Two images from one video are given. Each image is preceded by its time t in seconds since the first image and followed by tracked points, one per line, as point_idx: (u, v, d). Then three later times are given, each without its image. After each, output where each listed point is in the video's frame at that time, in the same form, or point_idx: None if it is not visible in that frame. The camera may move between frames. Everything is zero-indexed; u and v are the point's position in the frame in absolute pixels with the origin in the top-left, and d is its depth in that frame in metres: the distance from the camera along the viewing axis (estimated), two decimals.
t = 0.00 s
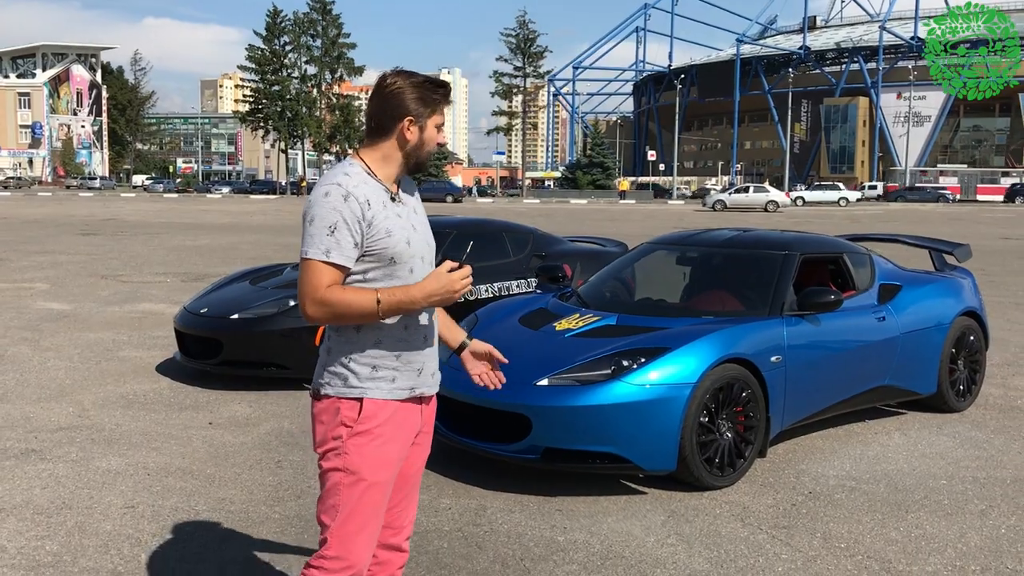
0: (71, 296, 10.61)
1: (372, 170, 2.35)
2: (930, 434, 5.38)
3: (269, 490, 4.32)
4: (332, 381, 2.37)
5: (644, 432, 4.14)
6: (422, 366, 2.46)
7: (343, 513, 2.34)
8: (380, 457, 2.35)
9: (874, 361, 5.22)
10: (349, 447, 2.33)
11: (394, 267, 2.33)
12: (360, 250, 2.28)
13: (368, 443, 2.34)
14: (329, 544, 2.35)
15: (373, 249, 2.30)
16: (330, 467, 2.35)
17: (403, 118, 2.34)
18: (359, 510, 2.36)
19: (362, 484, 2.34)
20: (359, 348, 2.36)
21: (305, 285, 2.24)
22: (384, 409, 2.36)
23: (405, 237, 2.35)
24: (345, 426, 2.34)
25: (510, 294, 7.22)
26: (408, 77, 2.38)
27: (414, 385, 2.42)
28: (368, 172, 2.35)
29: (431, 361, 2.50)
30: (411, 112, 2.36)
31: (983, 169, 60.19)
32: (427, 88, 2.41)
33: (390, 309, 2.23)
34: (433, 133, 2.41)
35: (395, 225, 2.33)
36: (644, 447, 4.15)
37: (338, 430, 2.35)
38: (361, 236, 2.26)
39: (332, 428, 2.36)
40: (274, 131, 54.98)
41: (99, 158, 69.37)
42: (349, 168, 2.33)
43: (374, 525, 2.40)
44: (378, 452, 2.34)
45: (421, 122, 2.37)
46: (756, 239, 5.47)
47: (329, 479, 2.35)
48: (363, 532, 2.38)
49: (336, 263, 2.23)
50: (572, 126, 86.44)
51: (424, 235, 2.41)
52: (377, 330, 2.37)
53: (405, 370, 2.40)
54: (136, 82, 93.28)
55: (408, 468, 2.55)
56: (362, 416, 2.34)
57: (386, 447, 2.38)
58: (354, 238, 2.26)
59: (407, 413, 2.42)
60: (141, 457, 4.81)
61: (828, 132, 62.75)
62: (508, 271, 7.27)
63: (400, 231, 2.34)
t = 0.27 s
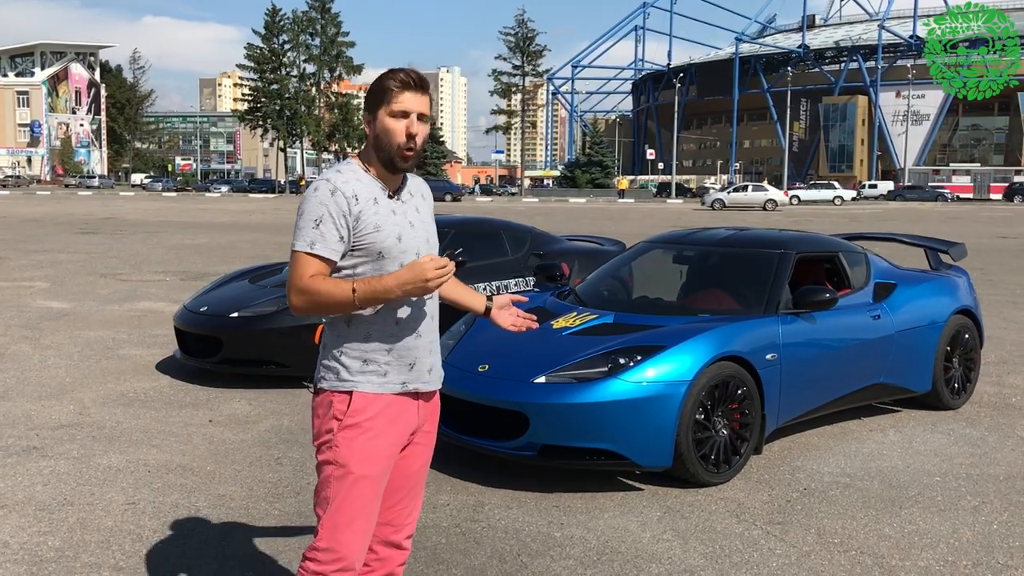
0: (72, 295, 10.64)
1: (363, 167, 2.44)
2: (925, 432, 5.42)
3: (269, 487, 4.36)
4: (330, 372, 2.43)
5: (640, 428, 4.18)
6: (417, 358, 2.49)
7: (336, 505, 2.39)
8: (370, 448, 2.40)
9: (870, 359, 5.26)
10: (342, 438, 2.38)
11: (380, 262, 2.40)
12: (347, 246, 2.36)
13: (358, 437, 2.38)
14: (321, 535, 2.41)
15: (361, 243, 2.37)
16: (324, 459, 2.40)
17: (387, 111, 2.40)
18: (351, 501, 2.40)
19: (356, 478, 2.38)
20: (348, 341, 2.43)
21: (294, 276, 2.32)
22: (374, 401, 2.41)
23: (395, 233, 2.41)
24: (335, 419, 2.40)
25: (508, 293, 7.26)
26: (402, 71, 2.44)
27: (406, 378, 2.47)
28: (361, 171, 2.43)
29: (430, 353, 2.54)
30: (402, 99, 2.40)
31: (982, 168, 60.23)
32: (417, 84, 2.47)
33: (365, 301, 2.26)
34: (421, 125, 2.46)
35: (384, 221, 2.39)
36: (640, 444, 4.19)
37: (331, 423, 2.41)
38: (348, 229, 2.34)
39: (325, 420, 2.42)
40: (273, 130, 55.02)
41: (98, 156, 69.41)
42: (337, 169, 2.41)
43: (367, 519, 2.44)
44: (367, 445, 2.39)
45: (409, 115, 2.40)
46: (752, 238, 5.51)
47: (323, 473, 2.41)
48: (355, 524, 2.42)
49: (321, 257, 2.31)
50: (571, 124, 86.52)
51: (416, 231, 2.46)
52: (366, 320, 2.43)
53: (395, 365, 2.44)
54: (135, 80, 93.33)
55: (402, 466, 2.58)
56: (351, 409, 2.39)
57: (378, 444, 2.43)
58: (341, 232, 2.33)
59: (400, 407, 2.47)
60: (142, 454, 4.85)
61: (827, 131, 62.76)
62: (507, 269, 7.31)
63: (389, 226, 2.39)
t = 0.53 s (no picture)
0: (71, 294, 10.66)
1: (357, 168, 2.48)
2: (919, 430, 5.45)
3: (268, 484, 4.38)
4: (325, 370, 2.48)
5: (636, 426, 4.21)
6: (410, 358, 2.53)
7: (327, 500, 2.43)
8: (362, 443, 2.44)
9: (866, 357, 5.30)
10: (335, 433, 2.42)
11: (369, 260, 2.42)
12: (336, 246, 2.41)
13: (348, 432, 2.43)
14: (313, 529, 2.44)
15: (349, 244, 2.41)
16: (316, 454, 2.45)
17: (371, 113, 2.45)
18: (343, 494, 2.43)
19: (349, 473, 2.43)
20: (339, 338, 2.48)
21: (285, 275, 2.38)
22: (363, 399, 2.45)
23: (384, 233, 2.44)
24: (326, 414, 2.44)
25: (506, 292, 7.29)
26: (390, 76, 2.48)
27: (398, 377, 2.51)
28: (354, 172, 2.48)
29: (424, 351, 2.57)
30: (387, 103, 2.45)
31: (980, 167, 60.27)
32: (404, 87, 2.50)
33: (345, 302, 2.29)
34: (409, 127, 2.50)
35: (374, 221, 2.43)
36: (636, 441, 4.22)
37: (322, 418, 2.46)
38: (337, 227, 2.39)
39: (317, 415, 2.47)
40: (272, 129, 55.01)
41: (96, 155, 69.37)
42: (329, 169, 2.46)
43: (359, 513, 2.47)
44: (356, 440, 2.43)
45: (394, 117, 2.44)
46: (748, 237, 5.54)
47: (315, 467, 2.45)
48: (347, 517, 2.45)
49: (310, 257, 2.38)
50: (569, 123, 86.52)
51: (407, 230, 2.48)
52: (355, 317, 2.47)
53: (386, 364, 2.48)
54: (133, 79, 93.26)
55: (398, 462, 2.62)
56: (340, 404, 2.43)
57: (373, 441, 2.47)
58: (329, 232, 2.39)
59: (392, 405, 2.50)
60: (142, 452, 4.87)
61: (826, 130, 62.76)
62: (504, 268, 7.33)
63: (377, 226, 2.43)
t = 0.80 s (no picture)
0: (69, 292, 10.65)
1: (357, 169, 2.51)
2: (916, 428, 5.47)
3: (266, 483, 4.40)
4: (320, 367, 2.50)
5: (634, 425, 4.22)
6: (402, 360, 2.54)
7: (321, 496, 2.45)
8: (354, 441, 2.45)
9: (862, 356, 5.31)
10: (329, 429, 2.45)
11: (361, 258, 2.44)
12: (331, 242, 2.43)
13: (339, 427, 2.45)
14: (307, 525, 2.47)
15: (344, 240, 2.43)
16: (311, 450, 2.47)
17: (375, 118, 2.48)
18: (336, 492, 2.45)
19: (342, 471, 2.45)
20: (332, 336, 2.50)
21: (281, 271, 2.41)
22: (355, 396, 2.47)
23: (379, 232, 2.46)
24: (319, 409, 2.47)
25: (504, 290, 7.30)
26: (394, 80, 2.50)
27: (392, 377, 2.52)
28: (356, 172, 2.50)
29: (418, 353, 2.58)
30: (390, 107, 2.48)
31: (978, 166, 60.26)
32: (409, 92, 2.53)
33: (331, 301, 2.31)
34: (411, 132, 2.52)
35: (368, 220, 2.44)
36: (634, 441, 4.24)
37: (316, 414, 2.48)
38: (332, 225, 2.41)
39: (311, 410, 2.50)
40: (270, 128, 54.94)
41: (94, 154, 69.32)
42: (329, 168, 2.49)
43: (353, 510, 2.49)
44: (348, 438, 2.45)
45: (397, 118, 2.47)
46: (746, 236, 5.55)
47: (308, 463, 2.48)
48: (342, 514, 2.47)
49: (305, 254, 2.40)
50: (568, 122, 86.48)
51: (403, 232, 2.50)
52: (347, 317, 2.49)
53: (378, 363, 2.50)
54: (131, 78, 93.02)
55: (392, 462, 2.63)
56: (331, 401, 2.46)
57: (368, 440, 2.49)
58: (323, 229, 2.41)
59: (386, 399, 2.52)
60: (139, 450, 4.88)
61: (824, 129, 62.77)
62: (503, 267, 7.35)
63: (371, 224, 2.44)
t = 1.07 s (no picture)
0: (67, 292, 10.65)
1: (365, 164, 2.53)
2: (912, 427, 5.49)
3: (264, 482, 4.40)
4: (311, 361, 2.52)
5: (630, 425, 4.23)
6: (396, 357, 2.55)
7: (310, 489, 2.46)
8: (344, 436, 2.47)
9: (859, 355, 5.32)
10: (318, 425, 2.47)
11: (358, 251, 2.46)
12: (330, 234, 2.45)
13: (328, 423, 2.46)
14: (295, 520, 2.49)
15: (343, 232, 2.44)
16: (301, 445, 2.50)
17: (390, 116, 2.50)
18: (325, 487, 2.48)
19: (331, 466, 2.47)
20: (323, 329, 2.52)
21: (278, 256, 2.44)
22: (345, 391, 2.48)
23: (379, 226, 2.48)
24: (308, 404, 2.49)
25: (501, 290, 7.31)
26: (413, 79, 2.53)
27: (382, 372, 2.53)
28: (364, 169, 2.53)
29: (412, 351, 2.58)
30: (405, 107, 2.51)
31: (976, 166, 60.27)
32: (425, 93, 2.55)
33: (322, 290, 2.32)
34: (424, 132, 2.55)
35: (370, 214, 2.47)
36: (630, 439, 4.25)
37: (306, 408, 2.50)
38: (333, 217, 2.43)
39: (301, 405, 2.51)
40: (268, 127, 54.91)
41: (91, 153, 69.25)
42: (336, 161, 2.51)
43: (343, 505, 2.51)
44: (337, 432, 2.47)
45: (410, 118, 2.50)
46: (744, 235, 5.57)
47: (298, 457, 2.50)
48: (331, 509, 2.49)
49: (303, 242, 2.42)
50: (566, 121, 86.48)
51: (405, 229, 2.51)
52: (339, 311, 2.51)
53: (369, 357, 2.51)
54: (129, 77, 92.91)
55: (384, 460, 2.65)
56: (320, 395, 2.48)
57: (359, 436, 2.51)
58: (323, 219, 2.43)
59: (377, 395, 2.53)
60: (137, 450, 4.88)
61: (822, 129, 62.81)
62: (501, 266, 7.36)
63: (372, 218, 2.47)
